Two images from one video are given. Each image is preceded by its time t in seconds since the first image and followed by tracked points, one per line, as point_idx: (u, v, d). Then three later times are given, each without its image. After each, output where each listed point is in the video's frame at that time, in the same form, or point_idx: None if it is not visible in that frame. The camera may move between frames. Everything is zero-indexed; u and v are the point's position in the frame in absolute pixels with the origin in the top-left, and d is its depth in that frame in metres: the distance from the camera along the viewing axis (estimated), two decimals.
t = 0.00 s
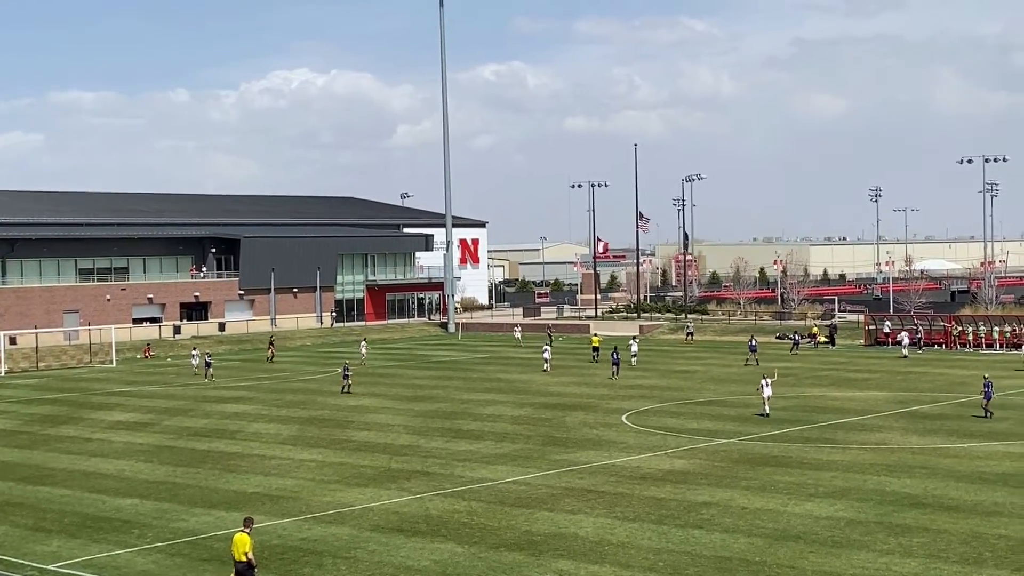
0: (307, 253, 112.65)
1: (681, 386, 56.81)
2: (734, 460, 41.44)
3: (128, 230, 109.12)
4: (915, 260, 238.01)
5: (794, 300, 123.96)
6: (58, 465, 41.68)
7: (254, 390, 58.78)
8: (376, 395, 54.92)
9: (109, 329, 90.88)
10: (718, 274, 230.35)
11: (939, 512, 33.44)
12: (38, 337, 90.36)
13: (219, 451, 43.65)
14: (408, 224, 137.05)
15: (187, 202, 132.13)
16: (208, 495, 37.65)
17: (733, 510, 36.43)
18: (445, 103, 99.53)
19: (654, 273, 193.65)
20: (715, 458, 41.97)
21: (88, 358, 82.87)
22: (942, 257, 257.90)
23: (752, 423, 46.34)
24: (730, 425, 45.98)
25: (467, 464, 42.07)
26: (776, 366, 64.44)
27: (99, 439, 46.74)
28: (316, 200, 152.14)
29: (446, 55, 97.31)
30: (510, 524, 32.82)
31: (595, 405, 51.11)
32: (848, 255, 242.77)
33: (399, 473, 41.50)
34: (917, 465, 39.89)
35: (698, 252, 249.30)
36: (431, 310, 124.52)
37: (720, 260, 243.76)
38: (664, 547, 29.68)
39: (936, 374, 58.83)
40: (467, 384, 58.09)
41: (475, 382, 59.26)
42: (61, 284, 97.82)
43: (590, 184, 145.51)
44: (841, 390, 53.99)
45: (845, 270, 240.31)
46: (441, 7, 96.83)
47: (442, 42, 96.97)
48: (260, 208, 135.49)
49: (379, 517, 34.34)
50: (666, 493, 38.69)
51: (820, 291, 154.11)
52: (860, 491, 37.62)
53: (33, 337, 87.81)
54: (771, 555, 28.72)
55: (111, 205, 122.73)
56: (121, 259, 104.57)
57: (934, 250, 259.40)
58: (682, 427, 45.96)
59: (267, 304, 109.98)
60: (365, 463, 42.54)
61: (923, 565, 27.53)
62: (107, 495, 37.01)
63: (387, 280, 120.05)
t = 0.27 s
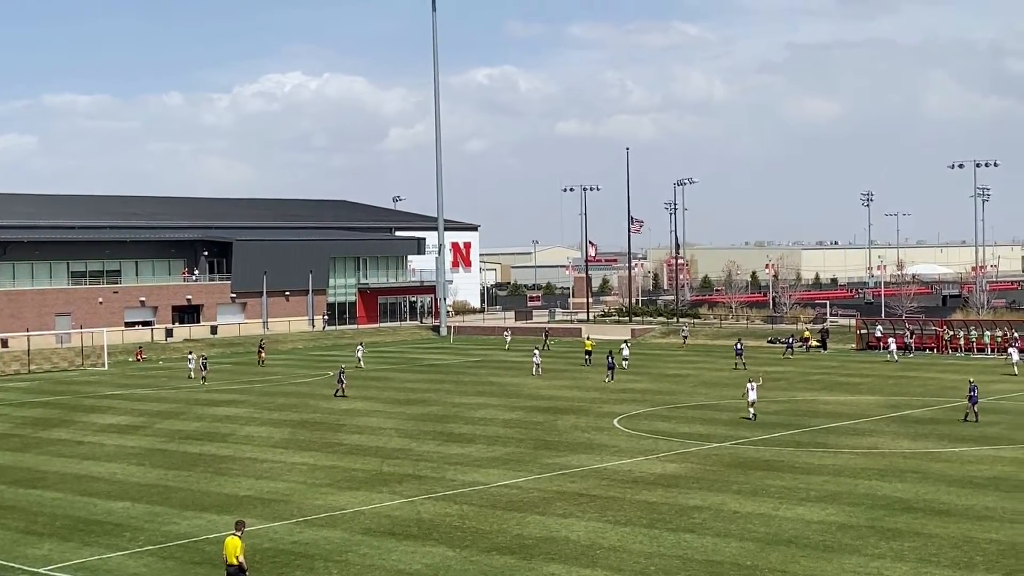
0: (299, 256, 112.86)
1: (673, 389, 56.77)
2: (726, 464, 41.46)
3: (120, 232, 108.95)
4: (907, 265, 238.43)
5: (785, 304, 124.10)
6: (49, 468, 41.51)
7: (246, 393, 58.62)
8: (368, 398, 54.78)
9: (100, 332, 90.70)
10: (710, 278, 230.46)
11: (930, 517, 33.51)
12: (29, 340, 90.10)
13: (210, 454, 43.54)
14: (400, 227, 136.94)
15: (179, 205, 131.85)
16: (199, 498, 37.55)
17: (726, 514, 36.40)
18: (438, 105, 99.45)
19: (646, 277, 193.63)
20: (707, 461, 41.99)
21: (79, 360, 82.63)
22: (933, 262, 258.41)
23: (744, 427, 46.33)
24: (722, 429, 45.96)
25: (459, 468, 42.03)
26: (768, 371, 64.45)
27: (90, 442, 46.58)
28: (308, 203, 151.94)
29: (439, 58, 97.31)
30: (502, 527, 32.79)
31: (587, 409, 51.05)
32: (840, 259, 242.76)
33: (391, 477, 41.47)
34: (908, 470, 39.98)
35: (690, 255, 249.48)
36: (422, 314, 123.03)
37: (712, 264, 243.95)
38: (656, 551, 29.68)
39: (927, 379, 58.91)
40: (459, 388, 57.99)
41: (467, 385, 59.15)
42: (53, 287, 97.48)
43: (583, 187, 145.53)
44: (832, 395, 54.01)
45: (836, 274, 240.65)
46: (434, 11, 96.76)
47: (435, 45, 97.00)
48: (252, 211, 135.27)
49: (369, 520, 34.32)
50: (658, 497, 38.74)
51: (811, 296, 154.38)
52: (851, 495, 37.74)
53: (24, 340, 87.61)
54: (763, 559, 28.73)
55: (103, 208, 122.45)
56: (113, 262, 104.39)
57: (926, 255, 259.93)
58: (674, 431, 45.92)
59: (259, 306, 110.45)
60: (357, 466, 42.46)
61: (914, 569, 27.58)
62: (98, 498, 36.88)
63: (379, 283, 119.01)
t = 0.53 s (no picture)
0: (293, 259, 112.84)
1: (667, 393, 56.75)
2: (719, 468, 41.44)
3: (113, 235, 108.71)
4: (902, 269, 238.77)
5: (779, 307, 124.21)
6: (41, 471, 41.38)
7: (240, 396, 58.52)
8: (362, 401, 54.71)
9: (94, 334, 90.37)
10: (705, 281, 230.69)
11: (924, 520, 33.55)
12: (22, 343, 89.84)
13: (204, 457, 43.44)
14: (394, 230, 136.90)
15: (173, 207, 131.66)
16: (193, 501, 37.45)
17: (720, 517, 36.34)
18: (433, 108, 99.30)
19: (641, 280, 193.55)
20: (701, 464, 42.01)
21: (72, 363, 82.42)
22: (928, 265, 258.82)
23: (739, 430, 46.34)
24: (716, 432, 45.98)
25: (453, 471, 41.99)
26: (762, 374, 64.48)
27: (83, 445, 46.44)
28: (302, 206, 151.82)
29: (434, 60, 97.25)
30: (495, 530, 32.73)
31: (581, 412, 51.01)
32: (835, 262, 242.88)
33: (384, 479, 41.41)
34: (902, 473, 40.03)
35: (685, 259, 249.71)
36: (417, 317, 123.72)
37: (706, 267, 244.22)
38: (649, 554, 29.65)
39: (921, 382, 58.97)
40: (453, 391, 57.92)
41: (462, 388, 59.09)
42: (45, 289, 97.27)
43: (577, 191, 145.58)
44: (826, 398, 54.05)
45: (831, 277, 241.00)
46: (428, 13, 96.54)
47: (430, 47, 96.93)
48: (246, 213, 135.08)
49: (362, 523, 34.28)
50: (652, 500, 38.75)
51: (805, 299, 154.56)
52: (846, 497, 37.78)
53: (17, 343, 87.35)
54: (756, 562, 28.71)
55: (96, 210, 122.22)
56: (106, 265, 104.13)
57: (920, 258, 260.41)
58: (668, 434, 45.95)
59: (252, 309, 110.17)
60: (351, 469, 42.38)
61: (908, 572, 27.59)
62: (91, 501, 36.78)
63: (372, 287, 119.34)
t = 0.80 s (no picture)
0: (287, 260, 112.70)
1: (661, 394, 56.74)
2: (713, 470, 41.50)
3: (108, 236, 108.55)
4: (897, 271, 238.88)
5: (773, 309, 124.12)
6: (35, 473, 41.31)
7: (233, 397, 58.37)
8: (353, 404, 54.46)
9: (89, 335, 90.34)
10: (700, 284, 230.51)
11: (917, 521, 33.68)
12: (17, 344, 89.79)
13: (197, 459, 43.38)
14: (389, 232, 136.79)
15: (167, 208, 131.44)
16: (187, 502, 37.45)
17: (713, 518, 36.47)
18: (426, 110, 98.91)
19: (636, 282, 193.48)
20: (695, 466, 42.09)
21: (66, 364, 82.28)
22: (922, 267, 258.96)
23: (733, 432, 46.35)
24: (711, 434, 45.99)
25: (447, 472, 41.96)
26: (756, 376, 64.44)
27: (77, 446, 46.35)
28: (297, 207, 151.65)
29: (428, 60, 97.09)
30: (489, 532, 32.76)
31: (575, 413, 50.98)
32: (830, 265, 243.55)
33: (379, 481, 41.38)
34: (895, 474, 40.16)
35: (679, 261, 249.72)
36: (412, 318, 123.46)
37: (701, 269, 244.25)
38: (644, 555, 29.70)
39: (915, 384, 58.99)
40: (447, 393, 57.82)
41: (456, 390, 59.01)
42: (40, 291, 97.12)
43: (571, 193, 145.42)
44: (821, 400, 54.00)
45: (825, 280, 241.22)
46: (422, 15, 96.24)
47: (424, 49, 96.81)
48: (240, 215, 134.86)
49: (357, 524, 34.39)
50: (646, 501, 38.85)
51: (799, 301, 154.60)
52: (840, 499, 37.87)
53: (12, 344, 87.31)
54: (750, 564, 28.77)
55: (90, 211, 121.99)
56: (101, 266, 104.02)
57: (915, 260, 260.63)
58: (661, 436, 46.07)
59: (246, 311, 110.02)
60: (346, 471, 42.28)
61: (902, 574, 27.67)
62: (85, 502, 36.75)
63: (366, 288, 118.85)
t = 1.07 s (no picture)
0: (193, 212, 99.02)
1: (621, 383, 44.73)
2: (692, 496, 29.67)
3: None
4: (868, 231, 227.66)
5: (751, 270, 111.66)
6: None
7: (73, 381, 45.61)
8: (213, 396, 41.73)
9: None
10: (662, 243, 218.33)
11: None
12: None
13: None
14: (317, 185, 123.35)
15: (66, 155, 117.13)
16: None
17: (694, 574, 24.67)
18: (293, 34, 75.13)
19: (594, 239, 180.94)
20: (666, 489, 30.21)
21: None
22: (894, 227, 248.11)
23: (716, 441, 34.49)
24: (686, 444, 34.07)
25: (319, 500, 29.71)
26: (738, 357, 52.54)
27: None
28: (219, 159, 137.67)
29: None
30: None
31: (507, 413, 38.83)
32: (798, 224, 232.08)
33: (219, 511, 29.06)
34: (947, 503, 28.54)
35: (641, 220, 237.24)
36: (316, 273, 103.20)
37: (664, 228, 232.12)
38: None
39: (938, 370, 47.31)
40: (350, 381, 45.37)
41: (361, 377, 46.53)
42: None
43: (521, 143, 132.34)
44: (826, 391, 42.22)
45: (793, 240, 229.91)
46: None
47: None
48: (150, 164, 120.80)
49: None
50: (598, 540, 26.98)
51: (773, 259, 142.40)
52: (874, 544, 26.12)
53: None
54: None
55: None
56: None
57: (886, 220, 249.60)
58: (619, 446, 34.21)
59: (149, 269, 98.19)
60: (173, 499, 29.74)
61: None
62: None
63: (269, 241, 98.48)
